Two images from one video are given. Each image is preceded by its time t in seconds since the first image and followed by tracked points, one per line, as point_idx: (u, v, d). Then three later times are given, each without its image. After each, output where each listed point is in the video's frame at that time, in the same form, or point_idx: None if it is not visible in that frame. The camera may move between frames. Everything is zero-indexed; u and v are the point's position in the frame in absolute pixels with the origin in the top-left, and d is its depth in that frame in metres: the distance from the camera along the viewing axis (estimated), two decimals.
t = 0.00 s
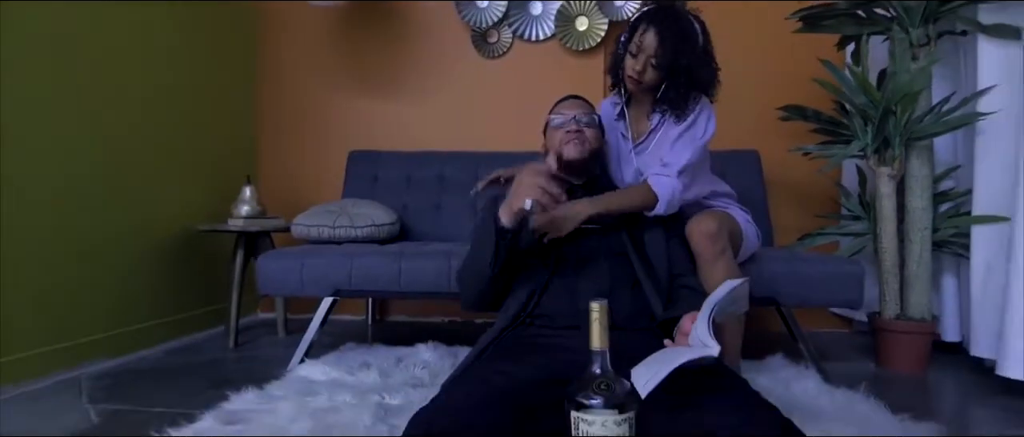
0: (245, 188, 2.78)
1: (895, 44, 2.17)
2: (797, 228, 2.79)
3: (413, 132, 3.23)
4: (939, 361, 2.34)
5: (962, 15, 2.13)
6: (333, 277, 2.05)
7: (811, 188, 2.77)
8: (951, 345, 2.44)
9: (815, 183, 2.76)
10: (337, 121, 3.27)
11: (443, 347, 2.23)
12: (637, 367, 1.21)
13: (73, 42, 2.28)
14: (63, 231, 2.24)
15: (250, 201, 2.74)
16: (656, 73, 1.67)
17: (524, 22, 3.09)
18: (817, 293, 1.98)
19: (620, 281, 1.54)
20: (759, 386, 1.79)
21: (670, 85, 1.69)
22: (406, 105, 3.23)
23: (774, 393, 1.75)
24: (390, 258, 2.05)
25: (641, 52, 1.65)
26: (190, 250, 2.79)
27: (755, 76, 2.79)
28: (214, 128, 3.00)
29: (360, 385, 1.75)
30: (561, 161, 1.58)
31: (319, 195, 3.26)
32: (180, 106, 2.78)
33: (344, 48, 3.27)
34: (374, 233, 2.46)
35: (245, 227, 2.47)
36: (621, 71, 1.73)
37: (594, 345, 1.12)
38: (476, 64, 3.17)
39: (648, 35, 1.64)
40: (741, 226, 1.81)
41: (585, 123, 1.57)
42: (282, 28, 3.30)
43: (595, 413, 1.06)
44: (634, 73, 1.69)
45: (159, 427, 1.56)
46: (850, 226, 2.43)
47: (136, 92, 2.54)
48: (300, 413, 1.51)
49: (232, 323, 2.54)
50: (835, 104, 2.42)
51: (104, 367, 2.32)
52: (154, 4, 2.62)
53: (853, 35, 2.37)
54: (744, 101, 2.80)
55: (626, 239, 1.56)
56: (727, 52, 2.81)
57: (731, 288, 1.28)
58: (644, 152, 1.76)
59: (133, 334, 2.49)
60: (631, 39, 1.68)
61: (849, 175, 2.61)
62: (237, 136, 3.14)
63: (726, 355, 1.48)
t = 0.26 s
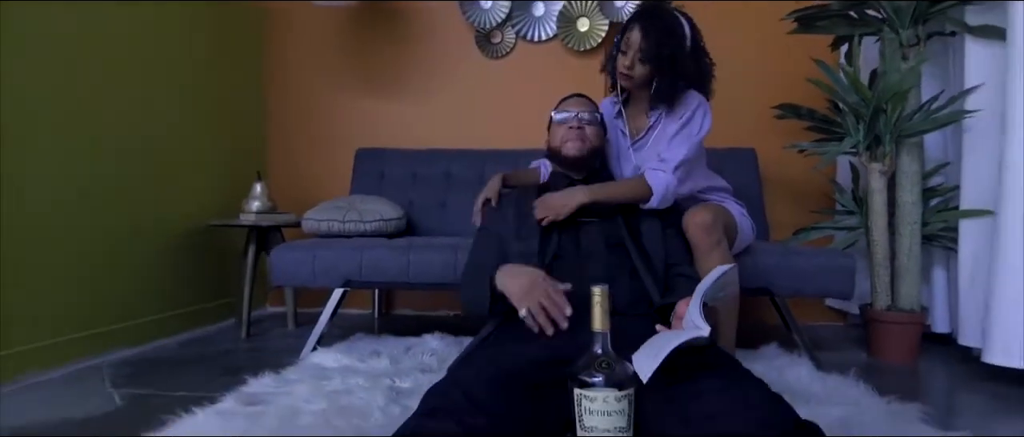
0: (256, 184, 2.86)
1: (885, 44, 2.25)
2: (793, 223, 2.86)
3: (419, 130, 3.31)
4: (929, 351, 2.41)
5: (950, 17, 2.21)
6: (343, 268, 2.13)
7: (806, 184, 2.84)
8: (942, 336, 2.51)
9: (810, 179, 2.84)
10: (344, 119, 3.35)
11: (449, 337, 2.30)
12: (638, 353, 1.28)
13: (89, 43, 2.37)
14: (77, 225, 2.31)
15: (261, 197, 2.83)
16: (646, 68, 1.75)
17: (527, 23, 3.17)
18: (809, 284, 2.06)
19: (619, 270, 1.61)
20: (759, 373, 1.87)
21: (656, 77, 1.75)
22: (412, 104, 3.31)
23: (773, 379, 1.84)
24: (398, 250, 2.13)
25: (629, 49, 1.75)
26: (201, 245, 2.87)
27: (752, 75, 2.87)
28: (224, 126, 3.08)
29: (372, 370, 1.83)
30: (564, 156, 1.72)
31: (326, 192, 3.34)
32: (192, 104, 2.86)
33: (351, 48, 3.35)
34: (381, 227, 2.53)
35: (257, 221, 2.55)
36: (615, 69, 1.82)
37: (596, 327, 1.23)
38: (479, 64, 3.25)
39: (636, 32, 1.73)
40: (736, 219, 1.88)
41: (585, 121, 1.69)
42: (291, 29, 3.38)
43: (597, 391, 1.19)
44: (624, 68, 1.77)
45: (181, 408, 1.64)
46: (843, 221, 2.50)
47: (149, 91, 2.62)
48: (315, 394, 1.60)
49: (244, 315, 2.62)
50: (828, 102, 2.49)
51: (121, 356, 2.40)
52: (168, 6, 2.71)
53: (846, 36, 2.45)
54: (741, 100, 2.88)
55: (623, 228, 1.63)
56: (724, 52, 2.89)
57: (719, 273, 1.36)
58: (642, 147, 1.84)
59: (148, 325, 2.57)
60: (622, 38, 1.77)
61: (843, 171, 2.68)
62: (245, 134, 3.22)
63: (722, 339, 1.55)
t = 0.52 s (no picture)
0: (265, 182, 2.93)
1: (878, 45, 2.32)
2: (789, 220, 2.93)
3: (423, 129, 3.38)
4: (921, 343, 2.48)
5: (941, 18, 2.28)
6: (353, 262, 2.20)
7: (802, 182, 2.91)
8: (933, 329, 2.58)
9: (805, 177, 2.91)
10: (350, 118, 3.42)
11: (455, 329, 2.37)
12: (637, 338, 1.36)
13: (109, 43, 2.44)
14: (101, 219, 2.39)
15: (270, 194, 2.90)
16: (635, 64, 1.82)
17: (529, 25, 3.25)
18: (802, 277, 2.12)
19: (618, 262, 1.68)
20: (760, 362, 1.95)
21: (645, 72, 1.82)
22: (416, 103, 3.38)
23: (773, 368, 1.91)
24: (406, 245, 2.20)
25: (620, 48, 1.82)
26: (210, 241, 2.94)
27: (749, 75, 2.94)
28: (233, 125, 3.15)
29: (381, 360, 1.90)
30: (554, 156, 1.78)
31: (332, 190, 3.41)
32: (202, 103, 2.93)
33: (357, 49, 3.42)
34: (388, 223, 2.60)
35: (266, 217, 2.63)
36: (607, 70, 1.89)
37: (598, 315, 1.31)
38: (482, 64, 3.32)
39: (621, 32, 1.81)
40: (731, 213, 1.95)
41: (572, 122, 1.75)
42: (298, 30, 3.45)
43: (600, 374, 1.28)
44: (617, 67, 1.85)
45: (201, 395, 1.71)
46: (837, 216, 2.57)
47: (164, 91, 2.70)
48: (330, 381, 1.67)
49: (254, 309, 2.69)
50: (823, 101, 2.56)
51: (135, 348, 2.47)
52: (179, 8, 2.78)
53: (841, 37, 2.52)
54: (738, 99, 2.95)
55: (619, 222, 1.70)
56: (722, 53, 2.96)
57: (715, 260, 1.46)
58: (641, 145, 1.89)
59: (160, 319, 2.65)
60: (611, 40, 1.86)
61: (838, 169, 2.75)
62: (251, 132, 3.29)
63: (718, 327, 1.61)
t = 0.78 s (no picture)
0: (270, 180, 2.97)
1: (874, 45, 2.36)
2: (789, 219, 2.97)
3: (427, 128, 3.42)
4: (918, 339, 2.52)
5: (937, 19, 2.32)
6: (359, 258, 2.24)
7: (801, 180, 2.95)
8: (931, 325, 2.62)
9: (805, 175, 2.95)
10: (355, 117, 3.46)
11: (460, 325, 2.41)
12: (638, 330, 1.40)
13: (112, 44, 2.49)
14: (105, 218, 2.44)
15: (275, 192, 2.94)
16: (628, 62, 1.87)
17: (532, 25, 3.28)
18: (800, 273, 2.16)
19: (620, 257, 1.72)
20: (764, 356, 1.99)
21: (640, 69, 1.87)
22: (420, 103, 3.42)
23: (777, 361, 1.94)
24: (411, 241, 2.24)
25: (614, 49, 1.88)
26: (215, 238, 2.98)
27: (748, 75, 2.98)
28: (235, 124, 3.20)
29: (388, 353, 1.94)
30: (562, 155, 1.84)
31: (336, 188, 3.45)
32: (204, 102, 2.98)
33: (360, 49, 3.46)
34: (393, 221, 2.64)
35: (273, 214, 2.67)
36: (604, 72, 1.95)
37: (601, 307, 1.35)
38: (485, 64, 3.36)
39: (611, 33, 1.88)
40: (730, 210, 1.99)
41: (576, 120, 1.81)
42: (303, 30, 3.49)
43: (602, 365, 1.32)
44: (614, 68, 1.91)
45: (210, 387, 1.76)
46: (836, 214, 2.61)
47: (164, 90, 2.74)
48: (338, 373, 1.71)
49: (260, 306, 2.73)
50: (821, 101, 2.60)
51: (141, 343, 2.51)
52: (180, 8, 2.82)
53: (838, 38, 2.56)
54: (738, 99, 2.99)
55: (619, 218, 1.74)
56: (722, 53, 3.00)
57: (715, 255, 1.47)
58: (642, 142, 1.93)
59: (167, 315, 2.70)
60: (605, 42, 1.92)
61: (837, 167, 2.79)
62: (254, 131, 3.33)
63: (719, 321, 1.64)
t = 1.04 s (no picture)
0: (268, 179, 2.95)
1: (876, 42, 2.34)
2: (788, 218, 2.95)
3: (425, 127, 3.39)
4: (920, 339, 2.50)
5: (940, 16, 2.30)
6: (356, 258, 2.22)
7: (801, 179, 2.93)
8: (933, 325, 2.60)
9: (805, 174, 2.92)
10: (352, 116, 3.43)
11: (457, 326, 2.39)
12: (638, 333, 1.35)
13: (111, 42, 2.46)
14: (104, 217, 2.41)
15: (273, 192, 2.92)
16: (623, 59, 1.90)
17: (530, 23, 3.26)
18: (801, 272, 2.14)
19: (619, 257, 1.70)
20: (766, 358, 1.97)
21: (636, 64, 1.89)
22: (418, 101, 3.39)
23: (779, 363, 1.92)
24: (408, 241, 2.22)
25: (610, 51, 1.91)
26: (213, 238, 2.96)
27: (748, 73, 2.96)
28: (235, 123, 3.17)
29: (384, 354, 1.92)
30: (567, 155, 1.82)
31: (334, 187, 3.42)
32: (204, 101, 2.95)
33: (358, 47, 3.44)
34: (390, 220, 2.62)
35: (269, 214, 2.65)
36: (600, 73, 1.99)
37: (600, 308, 1.33)
38: (484, 62, 3.34)
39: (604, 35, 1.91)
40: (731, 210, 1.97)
41: (585, 122, 1.80)
42: (300, 29, 3.47)
43: (600, 367, 1.30)
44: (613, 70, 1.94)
45: (205, 388, 1.73)
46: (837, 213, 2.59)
47: (166, 89, 2.72)
48: (333, 375, 1.68)
49: (257, 306, 2.70)
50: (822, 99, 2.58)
51: (139, 344, 2.48)
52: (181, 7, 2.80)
53: (840, 35, 2.54)
54: (738, 97, 2.97)
55: (619, 217, 1.73)
56: (722, 51, 2.97)
57: (717, 258, 1.43)
58: (651, 134, 1.98)
59: (166, 315, 2.67)
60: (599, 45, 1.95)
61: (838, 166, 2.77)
62: (253, 130, 3.30)
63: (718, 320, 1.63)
